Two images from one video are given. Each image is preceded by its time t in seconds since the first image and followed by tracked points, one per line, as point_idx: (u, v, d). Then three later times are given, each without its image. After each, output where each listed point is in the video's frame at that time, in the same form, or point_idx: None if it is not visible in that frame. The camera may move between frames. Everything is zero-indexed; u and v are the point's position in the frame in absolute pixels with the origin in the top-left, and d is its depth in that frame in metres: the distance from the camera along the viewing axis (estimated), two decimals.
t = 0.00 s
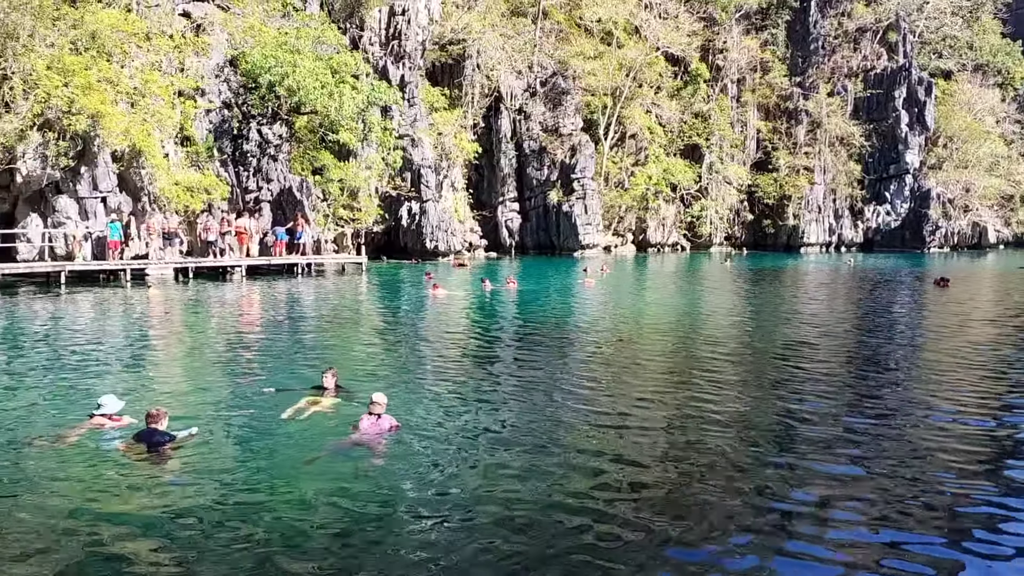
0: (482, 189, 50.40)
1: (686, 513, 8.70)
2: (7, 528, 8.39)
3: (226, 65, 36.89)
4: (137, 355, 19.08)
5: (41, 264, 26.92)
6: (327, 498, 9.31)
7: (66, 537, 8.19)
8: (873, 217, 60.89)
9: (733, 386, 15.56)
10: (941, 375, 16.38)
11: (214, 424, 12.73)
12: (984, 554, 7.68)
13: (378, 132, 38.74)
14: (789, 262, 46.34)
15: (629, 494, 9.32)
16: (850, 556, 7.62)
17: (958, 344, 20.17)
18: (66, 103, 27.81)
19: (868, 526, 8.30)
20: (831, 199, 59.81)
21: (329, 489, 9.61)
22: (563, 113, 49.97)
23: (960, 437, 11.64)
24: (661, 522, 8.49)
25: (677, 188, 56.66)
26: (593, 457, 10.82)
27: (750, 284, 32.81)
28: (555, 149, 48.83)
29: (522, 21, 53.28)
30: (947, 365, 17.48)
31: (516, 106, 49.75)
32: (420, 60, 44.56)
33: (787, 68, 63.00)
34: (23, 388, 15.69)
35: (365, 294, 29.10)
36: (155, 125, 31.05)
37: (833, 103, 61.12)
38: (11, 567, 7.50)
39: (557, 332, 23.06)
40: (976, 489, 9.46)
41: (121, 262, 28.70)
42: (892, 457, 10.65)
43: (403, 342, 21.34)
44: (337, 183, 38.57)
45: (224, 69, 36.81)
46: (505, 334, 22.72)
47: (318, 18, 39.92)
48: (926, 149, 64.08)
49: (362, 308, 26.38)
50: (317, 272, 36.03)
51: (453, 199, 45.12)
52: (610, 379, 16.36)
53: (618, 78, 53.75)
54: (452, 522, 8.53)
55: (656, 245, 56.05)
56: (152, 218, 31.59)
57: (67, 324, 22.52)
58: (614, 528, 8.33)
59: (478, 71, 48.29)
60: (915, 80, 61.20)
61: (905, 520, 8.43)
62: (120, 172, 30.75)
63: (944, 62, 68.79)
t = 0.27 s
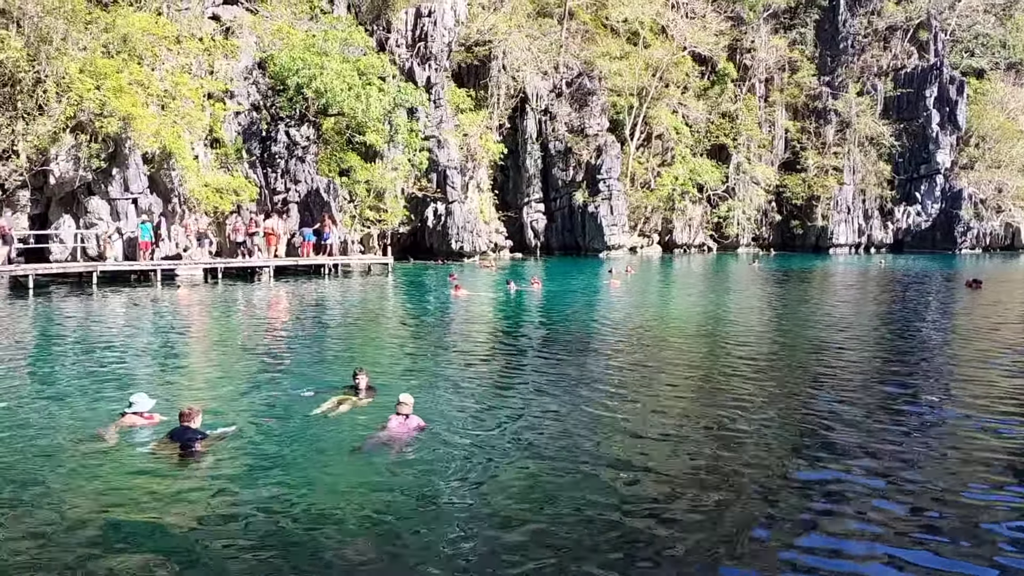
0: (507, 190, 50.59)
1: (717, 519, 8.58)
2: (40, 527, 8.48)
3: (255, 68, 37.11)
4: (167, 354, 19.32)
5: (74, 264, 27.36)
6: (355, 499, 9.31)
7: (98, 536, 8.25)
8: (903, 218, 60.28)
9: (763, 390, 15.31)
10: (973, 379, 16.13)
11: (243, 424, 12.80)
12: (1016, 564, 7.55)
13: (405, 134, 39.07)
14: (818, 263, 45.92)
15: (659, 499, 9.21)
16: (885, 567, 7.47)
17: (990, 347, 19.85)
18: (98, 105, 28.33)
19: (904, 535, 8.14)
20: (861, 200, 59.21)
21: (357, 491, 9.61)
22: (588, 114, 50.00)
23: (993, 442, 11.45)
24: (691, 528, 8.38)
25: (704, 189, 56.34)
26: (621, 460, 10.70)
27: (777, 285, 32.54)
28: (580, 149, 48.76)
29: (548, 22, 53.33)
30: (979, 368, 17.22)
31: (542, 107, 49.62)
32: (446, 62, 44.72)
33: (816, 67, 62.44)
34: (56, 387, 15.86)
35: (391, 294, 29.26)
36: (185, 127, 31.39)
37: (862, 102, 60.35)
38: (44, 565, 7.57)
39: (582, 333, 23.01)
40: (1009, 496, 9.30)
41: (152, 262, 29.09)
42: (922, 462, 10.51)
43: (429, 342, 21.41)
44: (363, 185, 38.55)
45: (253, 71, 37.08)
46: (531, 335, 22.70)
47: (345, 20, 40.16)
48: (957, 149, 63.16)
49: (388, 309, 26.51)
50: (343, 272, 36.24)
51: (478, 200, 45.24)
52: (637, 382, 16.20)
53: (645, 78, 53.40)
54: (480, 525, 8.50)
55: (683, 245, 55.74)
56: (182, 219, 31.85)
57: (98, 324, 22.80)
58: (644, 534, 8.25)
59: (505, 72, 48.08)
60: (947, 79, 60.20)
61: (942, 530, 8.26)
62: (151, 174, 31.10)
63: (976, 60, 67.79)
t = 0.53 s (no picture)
0: (533, 190, 50.58)
1: (744, 528, 8.45)
2: (71, 526, 8.55)
3: (283, 70, 37.40)
4: (197, 353, 19.58)
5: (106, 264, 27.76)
6: (380, 503, 9.29)
7: (125, 536, 8.30)
8: (935, 218, 59.36)
9: (789, 393, 15.07)
10: (1004, 382, 15.92)
11: (271, 425, 12.86)
12: None
13: (431, 135, 39.26)
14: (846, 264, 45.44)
15: (683, 506, 9.10)
16: None
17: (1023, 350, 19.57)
18: (128, 107, 28.86)
19: (936, 548, 7.95)
20: (892, 199, 58.37)
21: (382, 493, 9.60)
22: (615, 114, 49.90)
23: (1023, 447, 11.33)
24: (720, 537, 8.27)
25: (731, 188, 55.94)
26: (646, 466, 10.58)
27: (806, 286, 32.26)
28: (607, 149, 48.62)
29: (574, 22, 53.25)
30: (1011, 371, 16.98)
31: (568, 107, 49.50)
32: (473, 62, 44.77)
33: (846, 65, 61.76)
34: (87, 386, 16.08)
35: (417, 294, 29.41)
36: (215, 129, 31.64)
37: (893, 101, 59.50)
38: (73, 564, 7.64)
39: (607, 333, 23.01)
40: None
41: (182, 262, 29.45)
42: (951, 466, 10.42)
43: (455, 342, 21.53)
44: (390, 185, 38.87)
45: (282, 73, 37.39)
46: (555, 335, 22.77)
47: (372, 21, 40.35)
48: (992, 148, 62.01)
49: (415, 309, 26.64)
50: (370, 272, 36.42)
51: (504, 201, 45.28)
52: (662, 385, 16.03)
53: (672, 77, 53.02)
54: (505, 531, 8.44)
55: (710, 246, 55.34)
56: (211, 220, 32.22)
57: (129, 323, 23.14)
58: (670, 541, 8.13)
59: (531, 72, 48.10)
60: (980, 77, 59.15)
61: (976, 543, 8.04)
62: (181, 175, 31.32)
63: (1011, 57, 66.48)
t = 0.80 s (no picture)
0: (561, 191, 50.48)
1: (767, 530, 8.43)
2: (104, 522, 8.77)
3: (314, 71, 37.67)
4: (228, 351, 19.81)
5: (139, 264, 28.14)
6: (406, 502, 9.39)
7: (156, 532, 8.47)
8: (970, 218, 58.76)
9: (819, 395, 14.93)
10: None
11: (302, 423, 13.03)
12: None
13: (460, 135, 39.27)
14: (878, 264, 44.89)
15: (708, 508, 9.08)
16: None
17: None
18: (162, 109, 29.34)
19: (962, 554, 7.86)
20: (926, 200, 57.57)
21: (409, 493, 9.69)
22: (644, 113, 49.62)
23: None
24: (743, 539, 8.25)
25: (762, 188, 55.50)
26: (672, 467, 10.57)
27: (838, 287, 31.93)
28: (636, 149, 48.42)
29: (603, 21, 53.10)
30: None
31: (597, 107, 49.32)
32: (502, 63, 44.69)
33: (879, 64, 60.98)
34: (122, 383, 16.39)
35: (445, 294, 29.53)
36: (247, 131, 31.95)
37: (927, 99, 58.60)
38: (106, 560, 7.82)
39: (635, 334, 22.96)
40: None
41: (214, 262, 29.79)
42: (984, 471, 10.29)
43: (482, 342, 21.61)
44: (419, 186, 39.05)
45: (312, 75, 37.68)
46: (583, 335, 22.75)
47: (402, 22, 40.55)
48: None
49: (443, 309, 26.74)
50: (399, 272, 36.58)
51: (533, 201, 45.29)
52: (690, 386, 15.95)
53: (702, 77, 52.90)
54: (529, 531, 8.50)
55: (740, 247, 54.76)
56: (243, 220, 32.57)
57: (162, 322, 23.51)
58: (693, 542, 8.13)
59: (559, 72, 47.85)
60: (1017, 75, 58.15)
61: (1003, 549, 7.95)
62: (213, 176, 31.80)
63: None
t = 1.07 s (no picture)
0: (592, 191, 50.15)
1: (799, 533, 8.33)
2: (136, 517, 8.92)
3: (346, 73, 37.98)
4: (261, 351, 19.99)
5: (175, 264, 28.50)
6: (435, 502, 9.41)
7: (190, 528, 8.61)
8: (1010, 219, 57.23)
9: (856, 398, 14.72)
10: None
11: (334, 421, 13.15)
12: None
13: (491, 135, 39.07)
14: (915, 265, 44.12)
15: (739, 510, 9.00)
16: None
17: None
18: (197, 110, 29.71)
19: (1000, 560, 7.70)
20: (964, 199, 56.60)
21: (439, 492, 9.74)
22: (676, 113, 49.34)
23: None
24: (774, 542, 8.17)
25: (796, 188, 54.96)
26: (703, 469, 10.49)
27: (874, 288, 31.44)
28: (667, 149, 48.20)
29: (635, 21, 52.86)
30: None
31: (628, 107, 49.26)
32: (533, 63, 44.48)
33: (915, 62, 60.03)
34: (159, 380, 16.69)
35: (476, 294, 29.59)
36: (280, 132, 32.32)
37: (965, 98, 57.61)
38: (140, 555, 7.96)
39: (667, 335, 22.83)
40: None
41: (247, 262, 30.06)
42: None
43: (512, 342, 21.64)
44: (450, 186, 39.05)
45: (344, 77, 37.94)
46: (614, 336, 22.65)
47: (433, 24, 40.72)
48: None
49: (473, 309, 26.78)
50: (430, 273, 36.65)
51: (563, 202, 45.20)
52: (723, 387, 15.81)
53: (735, 76, 52.50)
54: (559, 532, 8.49)
55: (773, 248, 54.22)
56: (277, 221, 32.89)
57: (197, 321, 23.87)
58: (721, 544, 8.12)
59: (591, 72, 48.24)
60: None
61: None
62: (248, 177, 32.07)
63: None
